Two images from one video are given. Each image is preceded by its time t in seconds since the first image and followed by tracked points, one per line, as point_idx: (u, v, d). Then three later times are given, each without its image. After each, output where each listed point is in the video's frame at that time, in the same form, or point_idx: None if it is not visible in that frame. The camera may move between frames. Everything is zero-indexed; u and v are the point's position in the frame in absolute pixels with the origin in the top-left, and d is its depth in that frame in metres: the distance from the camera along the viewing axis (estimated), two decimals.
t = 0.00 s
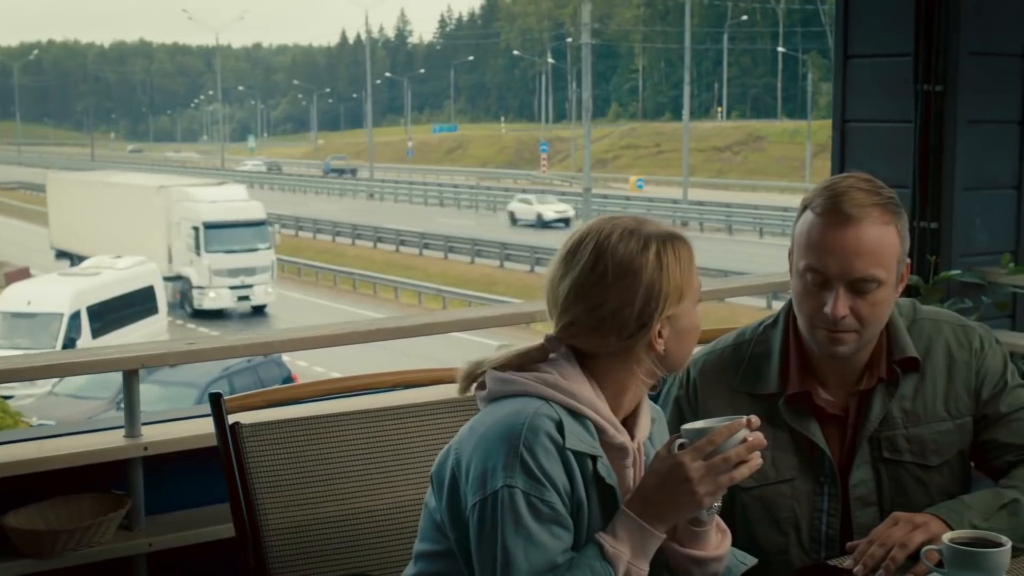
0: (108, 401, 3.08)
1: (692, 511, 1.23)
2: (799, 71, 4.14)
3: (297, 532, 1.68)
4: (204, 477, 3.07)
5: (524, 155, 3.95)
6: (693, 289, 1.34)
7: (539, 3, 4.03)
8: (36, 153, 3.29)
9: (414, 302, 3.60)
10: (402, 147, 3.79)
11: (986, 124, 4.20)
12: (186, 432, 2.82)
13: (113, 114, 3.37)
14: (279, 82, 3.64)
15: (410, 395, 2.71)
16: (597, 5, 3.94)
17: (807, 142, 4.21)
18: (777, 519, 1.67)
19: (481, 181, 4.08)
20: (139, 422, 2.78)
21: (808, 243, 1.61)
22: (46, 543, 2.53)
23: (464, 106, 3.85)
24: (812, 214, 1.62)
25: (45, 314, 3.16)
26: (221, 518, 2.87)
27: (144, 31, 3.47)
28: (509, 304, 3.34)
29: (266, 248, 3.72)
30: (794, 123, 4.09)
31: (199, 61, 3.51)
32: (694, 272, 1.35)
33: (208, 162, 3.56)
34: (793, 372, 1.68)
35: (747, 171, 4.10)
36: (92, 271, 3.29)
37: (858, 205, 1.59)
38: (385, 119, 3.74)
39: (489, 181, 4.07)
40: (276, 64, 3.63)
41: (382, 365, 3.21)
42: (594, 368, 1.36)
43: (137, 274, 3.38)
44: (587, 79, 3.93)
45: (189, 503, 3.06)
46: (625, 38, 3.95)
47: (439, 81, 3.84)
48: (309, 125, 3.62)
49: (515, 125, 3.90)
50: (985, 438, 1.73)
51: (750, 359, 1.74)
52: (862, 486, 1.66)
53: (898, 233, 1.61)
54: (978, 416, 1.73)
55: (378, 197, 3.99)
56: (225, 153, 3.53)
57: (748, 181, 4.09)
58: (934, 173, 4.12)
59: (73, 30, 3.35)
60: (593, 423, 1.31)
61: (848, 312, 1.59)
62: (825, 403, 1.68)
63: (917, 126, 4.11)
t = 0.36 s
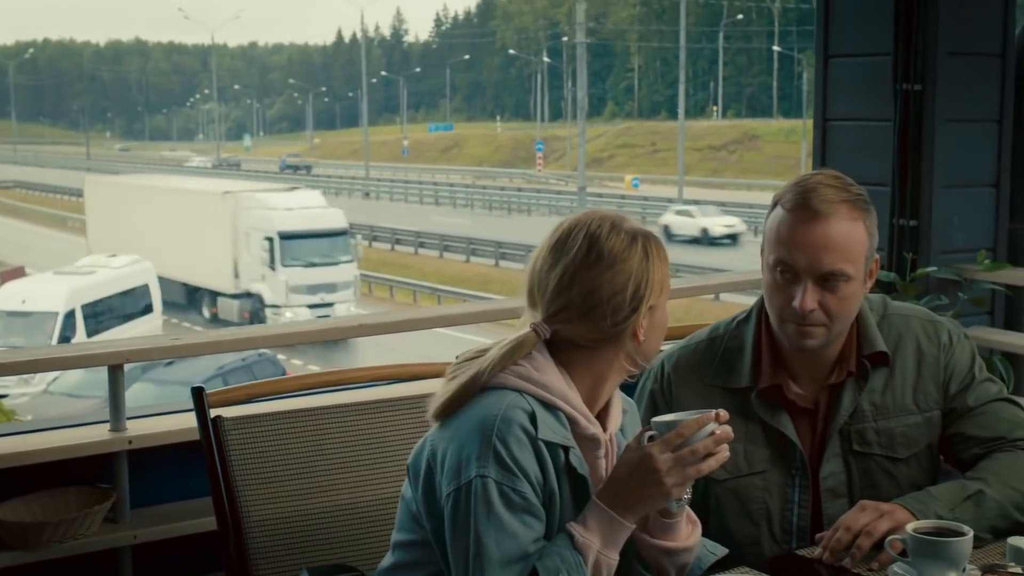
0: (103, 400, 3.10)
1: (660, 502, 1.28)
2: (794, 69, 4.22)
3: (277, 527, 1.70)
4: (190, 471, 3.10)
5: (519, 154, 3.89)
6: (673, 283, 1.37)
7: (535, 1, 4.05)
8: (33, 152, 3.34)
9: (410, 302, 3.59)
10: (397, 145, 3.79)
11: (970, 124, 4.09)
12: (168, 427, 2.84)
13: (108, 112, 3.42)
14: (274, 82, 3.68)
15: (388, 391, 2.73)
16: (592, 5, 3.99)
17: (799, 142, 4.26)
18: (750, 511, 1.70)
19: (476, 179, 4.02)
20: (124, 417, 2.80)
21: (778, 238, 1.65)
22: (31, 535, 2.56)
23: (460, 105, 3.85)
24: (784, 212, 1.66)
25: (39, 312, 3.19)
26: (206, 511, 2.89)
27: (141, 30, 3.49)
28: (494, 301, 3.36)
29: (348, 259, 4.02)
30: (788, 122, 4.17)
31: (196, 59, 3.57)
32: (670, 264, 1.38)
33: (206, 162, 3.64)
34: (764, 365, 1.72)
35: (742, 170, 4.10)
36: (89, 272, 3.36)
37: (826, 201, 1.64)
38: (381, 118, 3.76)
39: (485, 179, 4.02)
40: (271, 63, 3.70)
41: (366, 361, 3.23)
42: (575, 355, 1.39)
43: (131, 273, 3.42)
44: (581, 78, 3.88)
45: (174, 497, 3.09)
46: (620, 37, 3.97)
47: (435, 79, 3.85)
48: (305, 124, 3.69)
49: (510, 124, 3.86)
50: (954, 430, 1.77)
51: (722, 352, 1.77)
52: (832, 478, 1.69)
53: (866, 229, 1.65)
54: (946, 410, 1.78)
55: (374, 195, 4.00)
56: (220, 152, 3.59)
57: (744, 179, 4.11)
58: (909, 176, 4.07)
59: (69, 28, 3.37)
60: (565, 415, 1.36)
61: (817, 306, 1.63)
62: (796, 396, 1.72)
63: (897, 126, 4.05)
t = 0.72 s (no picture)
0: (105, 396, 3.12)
1: (635, 492, 1.32)
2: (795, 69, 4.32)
3: (260, 519, 1.73)
4: (180, 464, 3.13)
5: (519, 152, 3.88)
6: (647, 278, 1.40)
7: None
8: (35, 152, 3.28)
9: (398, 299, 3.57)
10: (396, 143, 3.79)
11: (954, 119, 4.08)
12: (155, 420, 2.87)
13: (109, 111, 3.37)
14: (275, 80, 3.65)
15: (374, 386, 2.76)
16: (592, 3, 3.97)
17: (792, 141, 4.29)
18: (726, 502, 1.73)
19: (477, 178, 3.96)
20: (115, 409, 2.85)
21: (752, 234, 1.68)
22: (23, 527, 2.60)
23: (460, 103, 3.86)
24: (758, 208, 1.70)
25: (39, 310, 3.21)
26: (193, 504, 2.92)
27: (142, 28, 3.41)
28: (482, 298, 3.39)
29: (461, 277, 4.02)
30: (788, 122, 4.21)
31: (197, 58, 3.51)
32: (646, 260, 1.41)
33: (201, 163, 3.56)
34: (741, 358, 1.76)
35: (744, 169, 4.13)
36: (88, 270, 3.37)
37: (799, 198, 1.67)
38: (381, 116, 3.76)
39: (484, 178, 3.96)
40: (273, 62, 3.65)
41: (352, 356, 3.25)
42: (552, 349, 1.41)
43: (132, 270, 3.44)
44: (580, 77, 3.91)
45: (165, 489, 3.12)
46: (620, 35, 3.98)
47: (435, 78, 3.85)
48: (306, 122, 3.65)
49: (511, 122, 3.89)
50: (928, 424, 1.79)
51: (700, 347, 1.81)
52: (807, 469, 1.73)
53: (839, 225, 1.69)
54: (921, 403, 1.80)
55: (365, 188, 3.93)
56: (220, 152, 3.56)
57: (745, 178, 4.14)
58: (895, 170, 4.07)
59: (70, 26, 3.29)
60: (541, 405, 1.40)
61: (791, 300, 1.67)
62: (772, 389, 1.75)
63: (882, 123, 4.06)
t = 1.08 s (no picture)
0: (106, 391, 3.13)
1: (612, 481, 1.38)
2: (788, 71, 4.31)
3: (247, 516, 1.76)
4: (169, 457, 3.15)
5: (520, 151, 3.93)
6: (593, 266, 1.51)
7: None
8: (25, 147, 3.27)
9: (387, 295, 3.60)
10: (397, 141, 3.86)
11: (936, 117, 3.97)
12: (145, 413, 2.89)
13: (109, 109, 3.39)
14: (275, 77, 3.68)
15: (360, 379, 2.78)
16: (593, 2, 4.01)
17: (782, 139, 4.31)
18: (705, 493, 1.77)
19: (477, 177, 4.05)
20: (106, 403, 2.85)
21: (730, 229, 1.72)
22: (15, 520, 2.61)
23: (460, 102, 3.91)
24: (736, 204, 1.74)
25: (39, 307, 3.24)
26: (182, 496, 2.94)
27: (141, 26, 3.44)
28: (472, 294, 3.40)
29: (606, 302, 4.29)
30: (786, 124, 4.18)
31: (196, 55, 3.53)
32: (601, 254, 1.52)
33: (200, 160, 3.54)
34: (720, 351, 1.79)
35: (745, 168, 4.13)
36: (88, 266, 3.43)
37: (775, 194, 1.71)
38: (382, 114, 3.81)
39: (484, 177, 4.04)
40: (272, 59, 3.67)
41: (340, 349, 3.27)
42: (510, 335, 1.54)
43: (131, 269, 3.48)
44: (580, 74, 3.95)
45: (155, 482, 3.15)
46: (621, 34, 4.02)
47: (436, 76, 3.92)
48: (305, 120, 3.68)
49: (511, 120, 3.93)
50: (904, 416, 1.81)
51: (679, 340, 1.84)
52: (784, 462, 1.76)
53: (815, 220, 1.73)
54: (895, 396, 1.83)
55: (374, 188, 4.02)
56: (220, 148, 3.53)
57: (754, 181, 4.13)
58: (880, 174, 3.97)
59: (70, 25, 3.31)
60: (518, 396, 1.50)
61: (768, 295, 1.70)
62: (750, 381, 1.78)
63: (866, 123, 3.95)
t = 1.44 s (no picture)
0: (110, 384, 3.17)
1: (598, 473, 1.40)
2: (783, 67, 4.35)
3: (238, 509, 1.79)
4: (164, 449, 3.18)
5: (523, 149, 4.05)
6: (581, 263, 1.54)
7: None
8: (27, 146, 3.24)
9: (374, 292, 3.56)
10: (401, 139, 3.94)
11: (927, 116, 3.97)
12: (139, 406, 2.92)
13: (113, 107, 3.37)
14: (280, 76, 3.72)
15: (353, 374, 2.81)
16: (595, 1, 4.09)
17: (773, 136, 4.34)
18: (689, 484, 1.80)
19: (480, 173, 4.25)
20: (101, 396, 2.87)
21: (712, 226, 1.76)
22: (10, 511, 2.64)
23: (465, 100, 3.96)
24: (719, 202, 1.77)
25: (42, 306, 3.20)
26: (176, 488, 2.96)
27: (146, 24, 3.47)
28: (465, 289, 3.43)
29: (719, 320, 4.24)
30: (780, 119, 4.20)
31: (202, 56, 3.57)
32: (591, 253, 1.55)
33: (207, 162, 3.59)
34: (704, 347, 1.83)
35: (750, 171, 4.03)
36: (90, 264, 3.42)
37: (756, 191, 1.75)
38: (386, 112, 3.86)
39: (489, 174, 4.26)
40: (277, 59, 3.73)
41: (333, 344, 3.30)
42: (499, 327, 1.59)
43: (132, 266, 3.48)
44: (583, 73, 4.02)
45: (148, 475, 3.18)
46: (625, 33, 4.05)
47: (440, 75, 3.96)
48: (309, 119, 3.68)
49: (516, 119, 3.99)
50: (884, 410, 1.82)
51: (664, 336, 1.88)
52: (766, 453, 1.79)
53: (796, 217, 1.77)
54: (877, 390, 1.84)
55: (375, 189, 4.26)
56: (225, 148, 3.57)
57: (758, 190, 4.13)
58: (868, 170, 3.94)
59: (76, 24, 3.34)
60: (515, 388, 1.52)
61: (749, 291, 1.74)
62: (732, 375, 1.82)
63: (855, 120, 3.94)
